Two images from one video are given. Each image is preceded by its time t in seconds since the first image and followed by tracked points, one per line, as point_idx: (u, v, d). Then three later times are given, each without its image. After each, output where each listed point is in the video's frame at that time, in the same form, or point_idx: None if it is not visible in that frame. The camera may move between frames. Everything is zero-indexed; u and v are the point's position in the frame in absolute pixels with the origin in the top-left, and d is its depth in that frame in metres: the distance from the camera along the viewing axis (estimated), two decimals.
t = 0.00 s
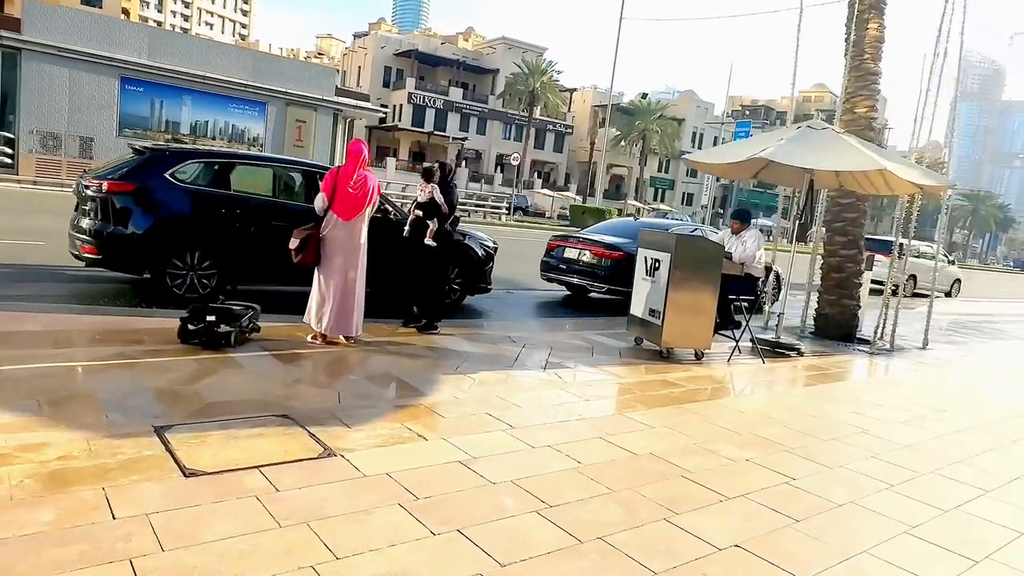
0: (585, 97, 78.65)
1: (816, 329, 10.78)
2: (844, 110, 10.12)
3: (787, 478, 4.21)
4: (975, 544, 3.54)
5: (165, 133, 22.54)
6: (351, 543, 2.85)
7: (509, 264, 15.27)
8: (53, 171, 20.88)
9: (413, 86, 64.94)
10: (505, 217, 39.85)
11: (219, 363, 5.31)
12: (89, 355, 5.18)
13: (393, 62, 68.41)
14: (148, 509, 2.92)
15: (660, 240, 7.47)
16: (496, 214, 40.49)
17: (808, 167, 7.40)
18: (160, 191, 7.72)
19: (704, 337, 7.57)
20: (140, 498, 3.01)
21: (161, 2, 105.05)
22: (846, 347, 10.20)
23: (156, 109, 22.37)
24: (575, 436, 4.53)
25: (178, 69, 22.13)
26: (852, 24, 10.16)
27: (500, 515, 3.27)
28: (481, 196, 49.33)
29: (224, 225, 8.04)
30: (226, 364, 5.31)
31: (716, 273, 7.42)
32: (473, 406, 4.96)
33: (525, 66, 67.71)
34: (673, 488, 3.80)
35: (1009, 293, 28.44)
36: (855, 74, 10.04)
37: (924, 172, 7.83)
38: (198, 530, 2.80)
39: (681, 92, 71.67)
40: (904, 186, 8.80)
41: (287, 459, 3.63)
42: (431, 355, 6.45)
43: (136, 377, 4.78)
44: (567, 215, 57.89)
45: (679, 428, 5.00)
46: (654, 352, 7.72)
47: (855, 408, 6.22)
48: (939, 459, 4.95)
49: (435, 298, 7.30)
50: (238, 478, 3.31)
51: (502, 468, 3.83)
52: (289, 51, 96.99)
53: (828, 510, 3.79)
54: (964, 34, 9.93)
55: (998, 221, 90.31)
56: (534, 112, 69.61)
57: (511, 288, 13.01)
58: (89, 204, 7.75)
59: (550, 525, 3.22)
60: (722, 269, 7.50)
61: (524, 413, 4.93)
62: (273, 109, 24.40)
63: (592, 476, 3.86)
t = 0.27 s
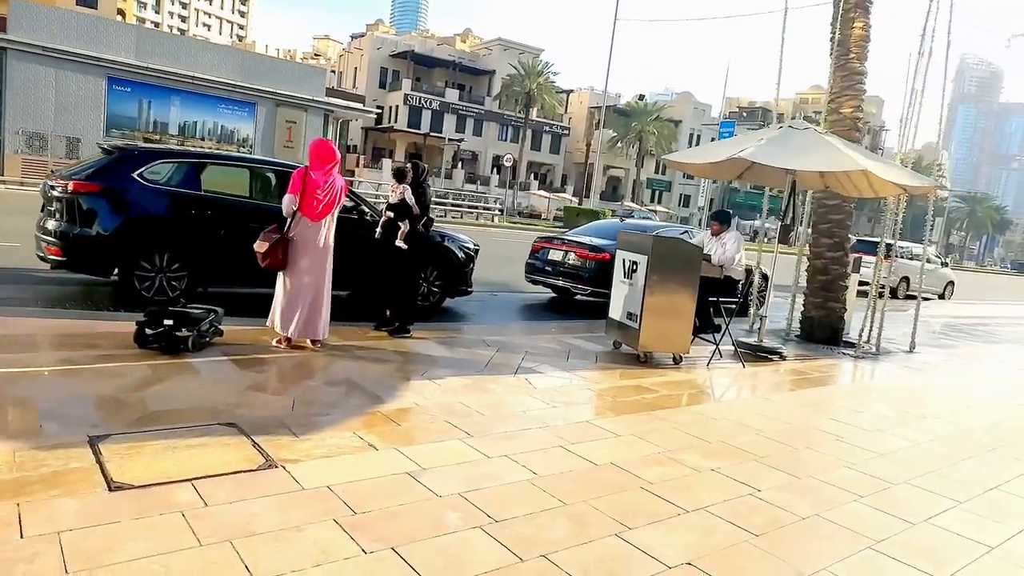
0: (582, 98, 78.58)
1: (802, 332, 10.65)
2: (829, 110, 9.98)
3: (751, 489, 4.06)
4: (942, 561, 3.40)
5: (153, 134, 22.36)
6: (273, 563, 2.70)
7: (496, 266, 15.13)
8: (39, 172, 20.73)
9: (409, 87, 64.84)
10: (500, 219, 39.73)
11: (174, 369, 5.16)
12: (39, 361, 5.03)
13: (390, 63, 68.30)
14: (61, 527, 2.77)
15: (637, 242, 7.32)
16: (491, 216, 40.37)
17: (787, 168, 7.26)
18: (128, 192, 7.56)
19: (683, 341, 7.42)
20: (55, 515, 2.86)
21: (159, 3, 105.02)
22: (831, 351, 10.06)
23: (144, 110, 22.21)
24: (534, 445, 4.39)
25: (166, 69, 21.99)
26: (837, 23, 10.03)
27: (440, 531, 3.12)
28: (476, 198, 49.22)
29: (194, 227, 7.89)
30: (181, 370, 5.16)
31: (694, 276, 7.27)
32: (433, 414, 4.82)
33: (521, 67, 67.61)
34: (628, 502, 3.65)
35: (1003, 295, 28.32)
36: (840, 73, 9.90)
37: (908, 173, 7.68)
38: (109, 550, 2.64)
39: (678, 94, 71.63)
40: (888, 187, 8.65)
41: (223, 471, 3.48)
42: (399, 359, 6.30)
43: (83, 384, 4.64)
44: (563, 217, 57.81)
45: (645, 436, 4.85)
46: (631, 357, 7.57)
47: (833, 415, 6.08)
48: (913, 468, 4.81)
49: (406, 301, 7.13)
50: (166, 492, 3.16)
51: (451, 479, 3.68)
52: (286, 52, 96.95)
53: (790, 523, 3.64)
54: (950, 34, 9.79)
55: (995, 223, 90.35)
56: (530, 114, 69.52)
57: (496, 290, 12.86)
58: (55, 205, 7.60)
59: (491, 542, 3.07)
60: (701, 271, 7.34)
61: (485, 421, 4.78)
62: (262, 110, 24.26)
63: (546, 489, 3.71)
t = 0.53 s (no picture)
0: (580, 99, 78.48)
1: (793, 333, 10.50)
2: (821, 108, 9.86)
3: (728, 496, 3.91)
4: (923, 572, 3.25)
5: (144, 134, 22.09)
6: None
7: (487, 267, 14.98)
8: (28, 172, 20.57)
9: (406, 89, 64.70)
10: (497, 220, 39.61)
11: (139, 371, 5.01)
12: None
13: (387, 64, 68.16)
14: None
15: (622, 241, 7.18)
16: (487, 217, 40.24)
17: (774, 165, 7.14)
18: (103, 191, 7.41)
19: (668, 342, 7.26)
20: None
21: (156, 4, 104.85)
22: (823, 352, 9.92)
23: (134, 110, 22.06)
24: (506, 449, 4.23)
25: (157, 69, 21.84)
26: (828, 20, 9.90)
27: (395, 542, 2.97)
28: (473, 199, 49.11)
29: (170, 227, 7.75)
30: (146, 372, 5.01)
31: (680, 276, 7.13)
32: (403, 417, 4.66)
33: (519, 69, 67.51)
34: (597, 510, 3.50)
35: (1000, 296, 28.21)
36: (831, 71, 9.77)
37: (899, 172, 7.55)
38: (34, 565, 2.50)
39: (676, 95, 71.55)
40: (879, 186, 8.51)
41: (172, 478, 3.33)
42: (375, 360, 6.15)
43: (41, 386, 4.48)
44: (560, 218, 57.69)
45: (622, 440, 4.70)
46: (616, 358, 7.41)
47: (819, 418, 5.93)
48: (899, 474, 4.66)
49: (386, 302, 6.97)
50: (107, 501, 3.01)
51: (413, 487, 3.52)
52: (284, 54, 96.86)
53: (766, 532, 3.49)
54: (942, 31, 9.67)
55: (993, 225, 90.34)
56: (528, 115, 69.40)
57: (486, 291, 12.72)
58: (28, 204, 7.44)
59: (448, 553, 2.91)
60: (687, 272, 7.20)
61: (457, 425, 4.63)
62: (254, 110, 24.11)
63: (512, 497, 3.56)
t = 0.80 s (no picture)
0: (577, 102, 78.42)
1: (782, 337, 10.31)
2: (810, 107, 9.69)
3: (698, 509, 3.73)
4: None
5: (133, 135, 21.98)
6: None
7: (476, 269, 14.78)
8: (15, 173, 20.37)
9: (403, 91, 64.55)
10: (492, 222, 39.40)
11: (92, 378, 4.82)
12: None
13: (384, 67, 68.04)
14: None
15: (603, 243, 6.99)
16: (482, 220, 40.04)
17: (759, 165, 6.96)
18: (72, 191, 7.22)
19: (650, 346, 7.07)
20: None
21: (154, 8, 104.83)
22: (812, 356, 9.72)
23: (123, 111, 21.88)
24: (468, 460, 4.04)
25: (146, 70, 21.69)
26: (817, 19, 9.73)
27: (333, 562, 2.78)
28: (469, 202, 48.95)
29: (140, 230, 7.57)
30: (99, 379, 4.82)
31: (662, 279, 6.94)
32: (364, 426, 4.47)
33: (516, 71, 67.41)
34: (555, 526, 3.31)
35: (998, 299, 28.02)
36: (820, 70, 9.61)
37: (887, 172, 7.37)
38: None
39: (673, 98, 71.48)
40: (868, 187, 8.32)
41: (102, 493, 3.15)
42: (345, 366, 5.96)
43: None
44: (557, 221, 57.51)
45: (594, 449, 4.52)
46: (596, 363, 7.22)
47: (802, 426, 5.74)
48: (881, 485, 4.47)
49: (359, 306, 6.78)
50: (26, 521, 2.83)
51: (361, 502, 3.33)
52: (282, 56, 96.80)
53: (735, 550, 3.30)
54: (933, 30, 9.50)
55: (991, 228, 90.35)
56: (525, 118, 69.28)
57: (472, 294, 12.52)
58: None
59: None
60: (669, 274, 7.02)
61: (420, 434, 4.44)
62: (245, 112, 23.95)
63: (465, 512, 3.37)
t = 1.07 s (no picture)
0: (575, 106, 78.37)
1: (772, 342, 10.16)
2: (799, 109, 9.57)
3: (665, 522, 3.59)
4: None
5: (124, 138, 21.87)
6: None
7: (466, 274, 14.65)
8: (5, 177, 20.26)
9: (401, 95, 64.44)
10: (489, 226, 39.27)
11: (51, 385, 4.69)
12: None
13: (382, 70, 67.94)
14: None
15: (584, 247, 6.87)
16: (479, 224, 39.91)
17: (743, 167, 6.83)
18: (44, 193, 7.06)
19: (632, 351, 6.93)
20: None
21: (153, 11, 104.85)
22: (801, 361, 9.58)
23: (115, 114, 21.77)
24: (430, 471, 3.91)
25: (137, 73, 21.61)
26: (806, 19, 9.61)
27: None
28: (467, 205, 48.84)
29: (113, 234, 7.44)
30: (57, 386, 4.69)
31: (644, 283, 6.81)
32: (328, 434, 4.34)
33: (514, 75, 67.34)
34: (512, 541, 3.17)
35: (996, 303, 27.86)
36: (810, 71, 9.48)
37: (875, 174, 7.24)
38: None
39: (672, 101, 71.44)
40: (856, 190, 8.20)
41: (37, 508, 3.01)
42: (316, 372, 5.82)
43: None
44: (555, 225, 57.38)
45: (563, 459, 4.39)
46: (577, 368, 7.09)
47: (784, 433, 5.60)
48: (859, 496, 4.33)
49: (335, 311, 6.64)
50: None
51: (309, 516, 3.20)
52: (281, 60, 96.79)
53: (700, 566, 3.17)
54: (923, 31, 9.37)
55: (990, 232, 90.22)
56: (523, 121, 69.18)
57: (460, 298, 12.39)
58: None
59: None
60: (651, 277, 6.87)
61: (384, 443, 4.30)
62: (238, 115, 23.85)
63: (419, 526, 3.23)
